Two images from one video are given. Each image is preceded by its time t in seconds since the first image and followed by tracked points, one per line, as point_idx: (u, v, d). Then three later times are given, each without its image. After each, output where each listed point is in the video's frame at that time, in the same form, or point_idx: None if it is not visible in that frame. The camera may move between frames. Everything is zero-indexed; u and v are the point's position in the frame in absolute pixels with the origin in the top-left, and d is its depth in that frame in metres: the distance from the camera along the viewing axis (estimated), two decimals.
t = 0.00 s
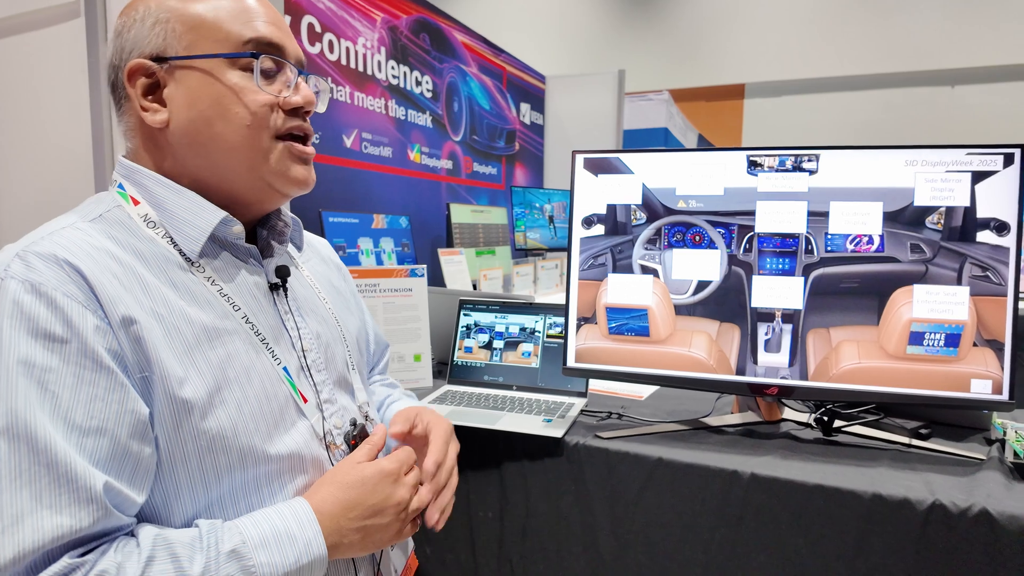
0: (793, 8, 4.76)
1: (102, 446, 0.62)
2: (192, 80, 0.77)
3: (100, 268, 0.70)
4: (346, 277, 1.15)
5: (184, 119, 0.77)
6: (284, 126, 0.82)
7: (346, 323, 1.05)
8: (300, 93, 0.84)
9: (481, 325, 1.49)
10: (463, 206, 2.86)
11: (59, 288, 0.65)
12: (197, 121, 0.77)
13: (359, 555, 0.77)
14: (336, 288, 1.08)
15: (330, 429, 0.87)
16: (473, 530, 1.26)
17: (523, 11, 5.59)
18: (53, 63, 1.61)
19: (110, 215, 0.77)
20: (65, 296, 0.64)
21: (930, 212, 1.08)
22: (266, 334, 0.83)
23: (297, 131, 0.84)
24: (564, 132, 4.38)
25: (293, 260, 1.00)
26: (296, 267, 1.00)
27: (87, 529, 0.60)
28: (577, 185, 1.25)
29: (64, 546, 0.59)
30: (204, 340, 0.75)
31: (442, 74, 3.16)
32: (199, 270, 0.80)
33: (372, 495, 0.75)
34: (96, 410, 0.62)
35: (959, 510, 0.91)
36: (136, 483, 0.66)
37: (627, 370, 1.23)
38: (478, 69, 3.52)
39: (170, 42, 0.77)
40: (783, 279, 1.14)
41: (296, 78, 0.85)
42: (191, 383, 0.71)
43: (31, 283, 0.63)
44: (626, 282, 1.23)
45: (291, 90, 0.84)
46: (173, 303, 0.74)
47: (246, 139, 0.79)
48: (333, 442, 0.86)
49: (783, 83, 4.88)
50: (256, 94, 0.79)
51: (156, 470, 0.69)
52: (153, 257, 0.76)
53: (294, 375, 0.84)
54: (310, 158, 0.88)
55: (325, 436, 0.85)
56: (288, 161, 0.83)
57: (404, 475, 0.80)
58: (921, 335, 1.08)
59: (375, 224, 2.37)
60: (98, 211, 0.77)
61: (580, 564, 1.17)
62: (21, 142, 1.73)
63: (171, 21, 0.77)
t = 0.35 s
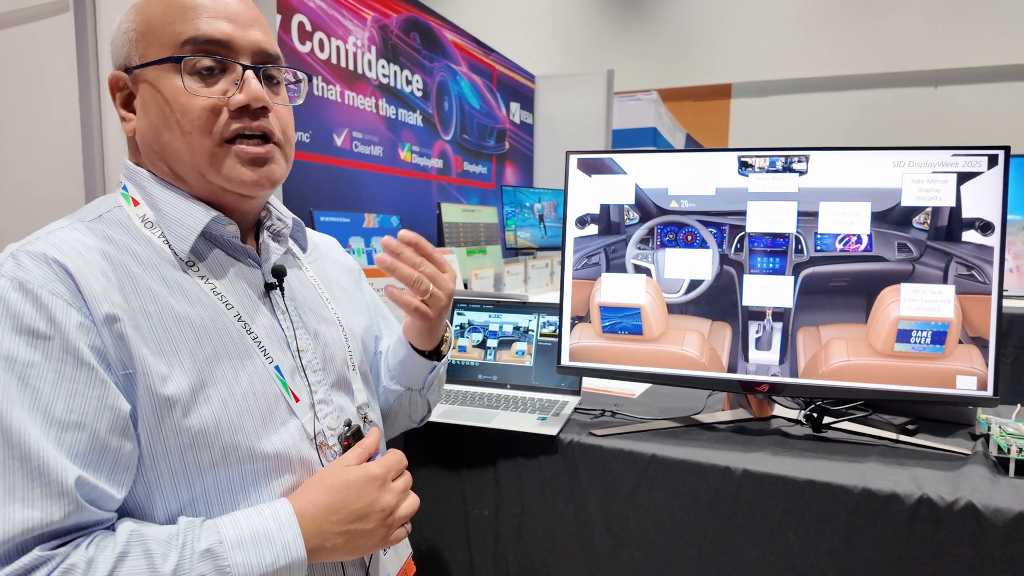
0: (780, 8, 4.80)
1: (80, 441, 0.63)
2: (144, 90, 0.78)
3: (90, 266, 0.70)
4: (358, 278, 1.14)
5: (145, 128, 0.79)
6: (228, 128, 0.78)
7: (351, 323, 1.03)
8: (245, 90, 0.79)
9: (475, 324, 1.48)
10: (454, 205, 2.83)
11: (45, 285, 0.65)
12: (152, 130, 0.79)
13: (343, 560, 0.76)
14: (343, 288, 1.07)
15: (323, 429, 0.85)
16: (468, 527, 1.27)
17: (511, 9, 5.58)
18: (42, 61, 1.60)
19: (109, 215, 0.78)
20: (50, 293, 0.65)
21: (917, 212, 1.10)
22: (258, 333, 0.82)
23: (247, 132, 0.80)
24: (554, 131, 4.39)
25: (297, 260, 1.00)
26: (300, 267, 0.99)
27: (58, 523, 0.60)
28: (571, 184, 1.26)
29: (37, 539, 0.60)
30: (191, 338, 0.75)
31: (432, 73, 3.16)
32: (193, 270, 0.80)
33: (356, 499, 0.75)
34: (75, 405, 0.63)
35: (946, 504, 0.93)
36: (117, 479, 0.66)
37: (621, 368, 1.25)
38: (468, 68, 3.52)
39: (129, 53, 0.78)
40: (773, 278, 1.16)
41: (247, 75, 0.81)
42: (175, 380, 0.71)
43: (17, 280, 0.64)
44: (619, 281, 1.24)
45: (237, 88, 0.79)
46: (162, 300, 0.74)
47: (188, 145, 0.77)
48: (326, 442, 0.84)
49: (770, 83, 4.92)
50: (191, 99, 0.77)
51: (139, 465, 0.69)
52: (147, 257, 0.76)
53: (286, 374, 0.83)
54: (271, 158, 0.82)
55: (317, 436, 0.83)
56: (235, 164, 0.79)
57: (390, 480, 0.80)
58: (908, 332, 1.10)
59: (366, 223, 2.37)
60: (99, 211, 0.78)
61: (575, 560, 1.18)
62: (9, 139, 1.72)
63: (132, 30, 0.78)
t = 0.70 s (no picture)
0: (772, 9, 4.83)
1: (82, 445, 0.63)
2: (150, 100, 0.78)
3: (94, 274, 0.70)
4: (369, 281, 1.14)
5: (151, 138, 0.80)
6: (230, 137, 0.78)
7: (359, 326, 1.02)
8: (246, 98, 0.79)
9: (474, 325, 1.49)
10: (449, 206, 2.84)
11: (50, 294, 0.66)
12: (158, 140, 0.79)
13: (343, 565, 0.74)
14: (353, 291, 1.07)
15: (327, 433, 0.84)
16: (469, 527, 1.28)
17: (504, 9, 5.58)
18: (37, 61, 1.59)
19: (118, 222, 0.78)
20: (54, 301, 0.65)
21: (913, 215, 1.12)
22: (262, 338, 0.82)
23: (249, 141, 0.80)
24: (547, 131, 4.40)
25: (307, 262, 0.99)
26: (310, 270, 0.98)
27: (58, 526, 0.60)
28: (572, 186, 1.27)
29: (39, 539, 0.60)
30: (194, 344, 0.74)
31: (427, 72, 3.15)
32: (198, 275, 0.80)
33: (352, 507, 0.73)
34: (77, 411, 0.63)
35: (943, 501, 0.95)
36: (119, 483, 0.66)
37: (621, 369, 1.26)
38: (462, 68, 3.52)
39: (137, 62, 0.79)
40: (772, 280, 1.18)
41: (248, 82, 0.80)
42: (176, 386, 0.71)
43: (23, 289, 0.65)
44: (618, 282, 1.25)
45: (239, 96, 0.79)
46: (165, 306, 0.74)
47: (193, 156, 0.78)
48: (329, 447, 0.83)
49: (762, 83, 4.95)
50: (193, 108, 0.77)
51: (141, 469, 0.70)
52: (152, 263, 0.77)
53: (290, 379, 0.82)
54: (273, 167, 0.81)
55: (320, 440, 0.82)
56: (237, 174, 0.79)
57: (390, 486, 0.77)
58: (904, 333, 1.12)
59: (362, 223, 2.37)
60: (109, 218, 0.79)
61: (576, 559, 1.19)
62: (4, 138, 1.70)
63: (139, 38, 0.79)
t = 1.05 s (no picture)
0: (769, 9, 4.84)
1: (99, 443, 0.64)
2: (167, 103, 0.80)
3: (111, 275, 0.71)
4: (377, 282, 1.15)
5: (166, 140, 0.82)
6: (237, 145, 0.79)
7: (368, 327, 1.02)
8: (256, 110, 0.79)
9: (476, 325, 1.50)
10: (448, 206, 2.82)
11: (68, 295, 0.66)
12: (171, 142, 0.81)
13: (351, 561, 0.74)
14: (362, 293, 1.07)
15: (336, 433, 0.84)
16: (473, 526, 1.29)
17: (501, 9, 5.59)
18: (37, 61, 1.59)
19: (135, 223, 0.79)
20: (73, 302, 0.66)
21: (913, 215, 1.13)
22: (274, 339, 0.82)
23: (256, 150, 0.80)
24: (545, 130, 4.41)
25: (319, 263, 1.00)
26: (321, 273, 0.99)
27: (76, 521, 0.61)
28: (574, 187, 1.28)
29: (58, 533, 0.61)
30: (208, 345, 0.75)
31: (426, 72, 3.16)
32: (211, 277, 0.80)
33: (361, 504, 0.72)
34: (94, 409, 0.64)
35: (944, 499, 0.96)
36: (134, 480, 0.67)
37: (624, 369, 1.26)
38: (460, 68, 3.52)
39: (159, 65, 0.81)
40: (773, 280, 1.19)
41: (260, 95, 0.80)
42: (190, 386, 0.72)
43: (43, 289, 0.66)
44: (621, 283, 1.26)
45: (250, 108, 0.79)
46: (180, 307, 0.75)
47: (200, 160, 0.79)
48: (338, 446, 0.84)
49: (759, 83, 4.97)
50: (203, 115, 0.78)
51: (155, 466, 0.70)
52: (167, 264, 0.77)
53: (300, 379, 0.82)
54: (277, 176, 0.81)
55: (329, 439, 0.83)
56: (241, 181, 0.79)
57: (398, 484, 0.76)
58: (905, 332, 1.13)
59: (361, 223, 2.37)
60: (125, 220, 0.79)
61: (580, 558, 1.20)
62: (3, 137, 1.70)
63: (163, 42, 0.81)
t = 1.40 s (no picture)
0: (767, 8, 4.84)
1: (109, 444, 0.64)
2: (178, 107, 0.80)
3: (123, 277, 0.71)
4: (385, 283, 1.15)
5: (178, 144, 0.82)
6: (247, 150, 0.79)
7: (375, 329, 1.02)
8: (266, 114, 0.79)
9: (478, 325, 1.50)
10: (448, 206, 2.83)
11: (81, 296, 0.67)
12: (182, 146, 0.81)
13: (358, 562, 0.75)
14: (369, 294, 1.08)
15: (343, 434, 0.85)
16: (477, 526, 1.29)
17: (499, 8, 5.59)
18: (37, 60, 1.59)
19: (146, 225, 0.79)
20: (85, 303, 0.67)
21: (914, 216, 1.14)
22: (283, 341, 0.82)
23: (266, 155, 0.80)
24: (544, 130, 4.41)
25: (329, 265, 1.00)
26: (329, 274, 0.99)
27: (86, 521, 0.61)
28: (577, 188, 1.28)
29: (69, 532, 0.61)
30: (217, 346, 0.75)
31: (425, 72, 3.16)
32: (221, 279, 0.81)
33: (367, 507, 0.72)
34: (105, 410, 0.64)
35: (946, 498, 0.97)
36: (143, 480, 0.68)
37: (627, 369, 1.27)
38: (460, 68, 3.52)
39: (172, 68, 0.81)
40: (775, 280, 1.19)
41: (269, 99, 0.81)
42: (199, 387, 0.72)
43: (55, 290, 0.66)
44: (624, 283, 1.26)
45: (259, 112, 0.80)
46: (190, 308, 0.75)
47: (210, 165, 0.79)
48: (345, 447, 0.84)
49: (757, 83, 4.98)
50: (214, 119, 0.78)
51: (165, 466, 0.71)
52: (178, 265, 0.77)
53: (308, 381, 0.83)
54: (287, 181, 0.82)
55: (336, 441, 0.83)
56: (250, 185, 0.80)
57: (404, 486, 0.76)
58: (906, 332, 1.14)
59: (362, 223, 2.37)
60: (137, 221, 0.80)
61: (583, 557, 1.21)
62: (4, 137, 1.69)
63: (175, 45, 0.81)
